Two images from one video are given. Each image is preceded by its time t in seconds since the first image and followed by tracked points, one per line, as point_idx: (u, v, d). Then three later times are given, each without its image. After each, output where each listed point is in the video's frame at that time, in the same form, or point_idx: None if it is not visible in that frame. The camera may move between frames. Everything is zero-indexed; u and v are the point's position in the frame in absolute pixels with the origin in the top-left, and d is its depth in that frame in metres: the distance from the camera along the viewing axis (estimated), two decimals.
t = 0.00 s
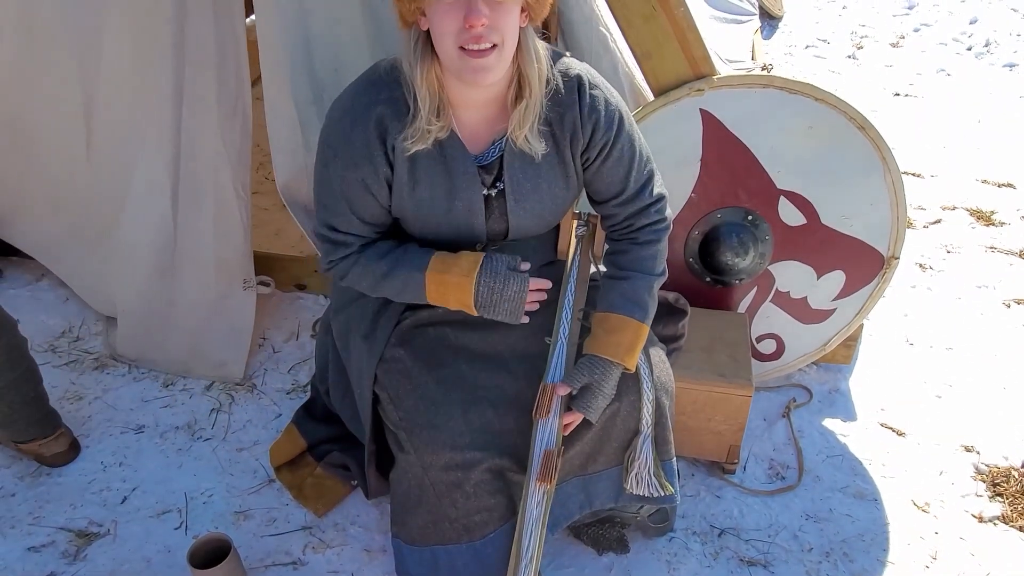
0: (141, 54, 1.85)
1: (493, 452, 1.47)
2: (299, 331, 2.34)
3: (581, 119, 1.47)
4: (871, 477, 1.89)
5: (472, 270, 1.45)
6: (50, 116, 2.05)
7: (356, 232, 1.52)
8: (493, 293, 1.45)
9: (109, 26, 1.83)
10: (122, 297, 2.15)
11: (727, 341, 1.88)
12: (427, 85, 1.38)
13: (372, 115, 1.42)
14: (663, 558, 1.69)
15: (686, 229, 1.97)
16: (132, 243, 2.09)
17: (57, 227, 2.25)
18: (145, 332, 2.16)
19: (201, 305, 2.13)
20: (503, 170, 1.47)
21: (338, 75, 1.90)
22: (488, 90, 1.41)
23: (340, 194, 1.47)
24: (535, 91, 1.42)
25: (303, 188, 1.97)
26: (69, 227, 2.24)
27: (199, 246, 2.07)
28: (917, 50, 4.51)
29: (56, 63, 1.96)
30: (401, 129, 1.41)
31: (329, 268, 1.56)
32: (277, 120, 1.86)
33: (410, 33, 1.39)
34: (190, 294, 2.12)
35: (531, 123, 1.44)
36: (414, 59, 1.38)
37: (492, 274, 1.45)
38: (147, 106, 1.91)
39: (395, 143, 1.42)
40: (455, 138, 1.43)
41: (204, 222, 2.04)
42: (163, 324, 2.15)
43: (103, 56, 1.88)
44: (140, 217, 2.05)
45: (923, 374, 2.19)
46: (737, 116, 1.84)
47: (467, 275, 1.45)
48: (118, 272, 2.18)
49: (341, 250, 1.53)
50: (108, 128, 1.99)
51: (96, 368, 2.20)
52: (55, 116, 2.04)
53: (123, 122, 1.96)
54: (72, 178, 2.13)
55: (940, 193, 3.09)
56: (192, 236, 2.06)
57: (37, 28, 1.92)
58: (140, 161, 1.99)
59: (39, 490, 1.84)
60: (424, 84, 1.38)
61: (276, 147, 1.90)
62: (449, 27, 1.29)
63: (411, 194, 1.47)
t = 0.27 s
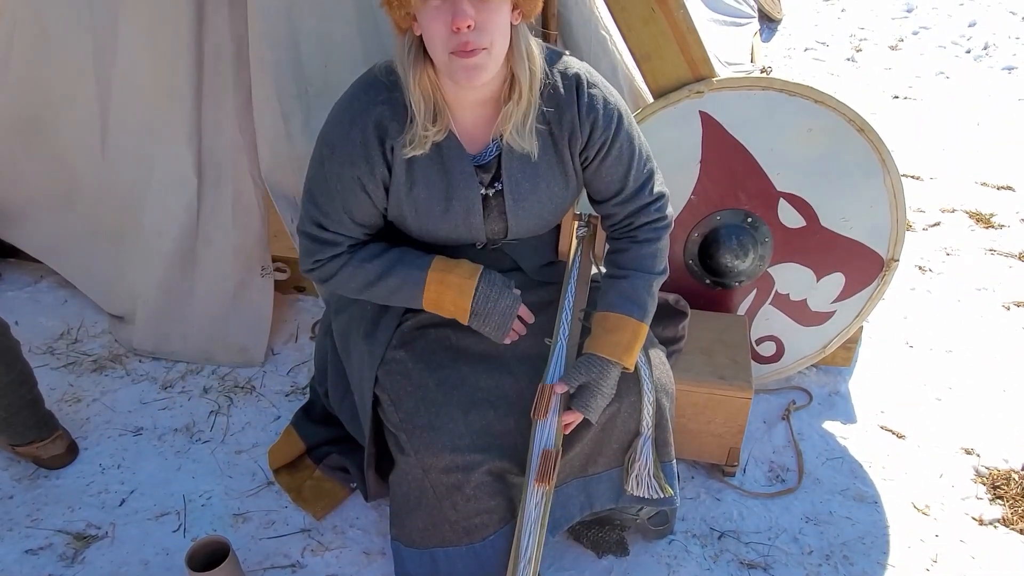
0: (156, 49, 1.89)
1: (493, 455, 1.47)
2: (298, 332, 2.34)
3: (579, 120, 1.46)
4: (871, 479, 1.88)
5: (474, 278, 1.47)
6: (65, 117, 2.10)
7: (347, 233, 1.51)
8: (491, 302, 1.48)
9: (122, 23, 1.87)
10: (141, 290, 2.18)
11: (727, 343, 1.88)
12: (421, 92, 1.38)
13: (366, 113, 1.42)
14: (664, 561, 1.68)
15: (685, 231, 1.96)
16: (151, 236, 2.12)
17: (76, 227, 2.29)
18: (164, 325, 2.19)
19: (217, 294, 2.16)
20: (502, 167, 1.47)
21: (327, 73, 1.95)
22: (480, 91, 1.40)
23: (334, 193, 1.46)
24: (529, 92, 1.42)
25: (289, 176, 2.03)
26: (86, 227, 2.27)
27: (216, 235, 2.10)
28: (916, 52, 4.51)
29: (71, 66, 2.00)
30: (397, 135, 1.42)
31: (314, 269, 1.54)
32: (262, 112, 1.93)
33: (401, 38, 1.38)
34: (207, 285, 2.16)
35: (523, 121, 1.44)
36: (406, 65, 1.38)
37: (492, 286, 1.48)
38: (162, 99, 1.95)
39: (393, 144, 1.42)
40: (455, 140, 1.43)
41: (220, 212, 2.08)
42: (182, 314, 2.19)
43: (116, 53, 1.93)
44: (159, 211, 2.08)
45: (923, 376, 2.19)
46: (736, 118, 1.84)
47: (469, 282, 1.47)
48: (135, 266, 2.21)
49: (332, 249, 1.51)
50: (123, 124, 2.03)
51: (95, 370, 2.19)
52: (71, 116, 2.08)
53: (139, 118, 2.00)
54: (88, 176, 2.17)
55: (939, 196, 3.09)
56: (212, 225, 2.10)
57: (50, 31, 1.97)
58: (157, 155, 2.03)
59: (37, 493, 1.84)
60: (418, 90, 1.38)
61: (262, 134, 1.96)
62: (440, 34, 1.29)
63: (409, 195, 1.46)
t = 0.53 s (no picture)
0: (169, 39, 1.93)
1: (491, 455, 1.46)
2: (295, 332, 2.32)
3: (576, 118, 1.45)
4: (872, 481, 1.87)
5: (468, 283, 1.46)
6: (69, 113, 2.10)
7: (340, 232, 1.50)
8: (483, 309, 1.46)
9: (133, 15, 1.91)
10: (162, 275, 2.24)
11: (727, 344, 1.87)
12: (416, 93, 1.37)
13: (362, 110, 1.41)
14: (663, 563, 1.67)
15: (685, 231, 1.95)
16: (171, 221, 2.19)
17: (80, 224, 2.29)
18: (188, 305, 2.27)
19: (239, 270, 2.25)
20: (497, 165, 1.46)
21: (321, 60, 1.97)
22: (477, 91, 1.39)
23: (327, 192, 1.45)
24: (525, 92, 1.41)
25: (286, 161, 2.07)
26: (91, 224, 2.27)
27: (237, 213, 2.19)
28: (915, 53, 4.51)
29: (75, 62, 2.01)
30: (392, 137, 1.40)
31: (309, 266, 1.53)
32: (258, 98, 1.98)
33: (398, 38, 1.37)
34: (228, 264, 2.24)
35: (519, 122, 1.42)
36: (403, 65, 1.36)
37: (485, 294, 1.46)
38: (177, 88, 2.00)
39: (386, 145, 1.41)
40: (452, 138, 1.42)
41: (238, 192, 2.16)
42: (205, 293, 2.27)
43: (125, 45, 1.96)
44: (179, 196, 2.14)
45: (923, 377, 2.18)
46: (736, 117, 1.83)
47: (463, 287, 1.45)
48: (147, 251, 2.25)
49: (326, 248, 1.50)
50: (133, 117, 2.06)
51: (90, 369, 2.18)
52: (77, 112, 2.09)
53: (151, 108, 2.04)
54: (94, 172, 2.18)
55: (939, 196, 3.08)
56: (233, 204, 2.18)
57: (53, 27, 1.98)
58: (173, 142, 2.08)
59: (31, 494, 1.82)
60: (414, 91, 1.37)
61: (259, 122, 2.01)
62: (435, 34, 1.28)
63: (403, 195, 1.45)
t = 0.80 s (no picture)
0: (175, 27, 1.93)
1: (488, 458, 1.43)
2: (291, 331, 2.30)
3: (576, 113, 1.43)
4: (874, 483, 1.85)
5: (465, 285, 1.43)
6: (73, 103, 2.10)
7: (335, 232, 1.47)
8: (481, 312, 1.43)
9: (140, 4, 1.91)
10: (170, 263, 2.26)
11: (728, 344, 1.84)
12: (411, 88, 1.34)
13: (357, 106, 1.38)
14: (663, 566, 1.65)
15: (686, 230, 1.92)
16: (178, 209, 2.20)
17: (82, 216, 2.27)
18: (195, 293, 2.29)
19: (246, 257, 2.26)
20: (495, 160, 1.43)
21: (319, 48, 1.94)
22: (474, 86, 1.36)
23: (321, 190, 1.42)
24: (523, 86, 1.38)
25: (284, 146, 2.05)
26: (93, 215, 2.26)
27: (244, 200, 2.20)
28: (916, 51, 4.49)
29: (81, 50, 2.01)
30: (388, 134, 1.38)
31: (303, 266, 1.51)
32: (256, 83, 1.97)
33: (392, 32, 1.34)
34: (236, 251, 2.26)
35: (517, 118, 1.40)
36: (397, 60, 1.34)
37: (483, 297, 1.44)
38: (182, 76, 2.00)
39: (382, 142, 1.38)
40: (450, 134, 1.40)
41: (245, 179, 2.17)
42: (212, 280, 2.29)
43: (131, 34, 1.96)
44: (186, 184, 2.15)
45: (925, 378, 2.16)
46: (737, 114, 1.80)
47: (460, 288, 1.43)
48: (153, 238, 2.25)
49: (320, 247, 1.47)
50: (138, 106, 2.05)
51: (83, 368, 2.15)
52: (81, 100, 2.08)
53: (156, 97, 2.04)
54: (97, 162, 2.17)
55: (940, 196, 3.06)
56: (240, 191, 2.19)
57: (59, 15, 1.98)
58: (179, 130, 2.07)
59: (20, 496, 1.79)
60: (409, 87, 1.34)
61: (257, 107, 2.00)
62: (431, 27, 1.25)
63: (399, 193, 1.42)
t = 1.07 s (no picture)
0: (176, 24, 1.92)
1: (487, 461, 1.43)
2: (289, 332, 2.29)
3: (582, 110, 1.46)
4: (874, 485, 1.85)
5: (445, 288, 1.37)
6: (74, 100, 2.09)
7: (329, 228, 1.46)
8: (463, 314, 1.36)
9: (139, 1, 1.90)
10: (173, 260, 2.25)
11: (727, 346, 1.84)
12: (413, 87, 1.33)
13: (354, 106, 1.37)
14: (662, 569, 1.64)
15: (685, 231, 1.92)
16: (180, 206, 2.19)
17: (84, 213, 2.26)
18: (197, 290, 2.28)
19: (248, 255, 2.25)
20: (496, 155, 1.43)
21: (319, 47, 1.93)
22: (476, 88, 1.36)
23: (319, 186, 1.41)
24: (526, 86, 1.39)
25: (282, 145, 2.03)
26: (94, 213, 2.25)
27: (246, 198, 2.18)
28: (915, 51, 4.48)
29: (81, 47, 2.00)
30: (389, 133, 1.37)
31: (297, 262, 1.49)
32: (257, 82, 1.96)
33: (393, 29, 1.33)
34: (238, 249, 2.25)
35: (518, 117, 1.41)
36: (399, 60, 1.33)
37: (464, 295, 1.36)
38: (183, 74, 1.98)
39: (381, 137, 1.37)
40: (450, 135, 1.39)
41: (246, 177, 2.16)
42: (214, 278, 2.27)
43: (131, 31, 1.95)
44: (187, 181, 2.14)
45: (925, 379, 2.15)
46: (737, 115, 1.80)
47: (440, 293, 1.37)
48: (153, 237, 2.25)
49: (314, 244, 1.46)
50: (139, 103, 2.04)
51: (79, 370, 2.14)
52: (82, 97, 2.07)
53: (157, 95, 2.02)
54: (98, 160, 2.16)
55: (940, 196, 3.06)
56: (241, 189, 2.17)
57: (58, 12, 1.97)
58: (179, 129, 2.06)
59: (16, 498, 1.78)
60: (410, 86, 1.33)
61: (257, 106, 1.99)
62: (437, 32, 1.24)
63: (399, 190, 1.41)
